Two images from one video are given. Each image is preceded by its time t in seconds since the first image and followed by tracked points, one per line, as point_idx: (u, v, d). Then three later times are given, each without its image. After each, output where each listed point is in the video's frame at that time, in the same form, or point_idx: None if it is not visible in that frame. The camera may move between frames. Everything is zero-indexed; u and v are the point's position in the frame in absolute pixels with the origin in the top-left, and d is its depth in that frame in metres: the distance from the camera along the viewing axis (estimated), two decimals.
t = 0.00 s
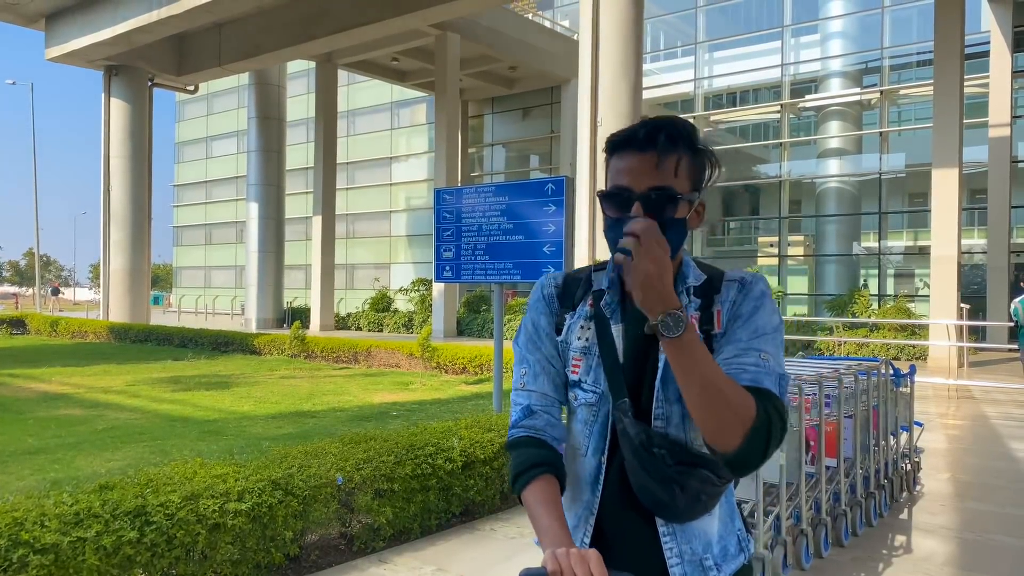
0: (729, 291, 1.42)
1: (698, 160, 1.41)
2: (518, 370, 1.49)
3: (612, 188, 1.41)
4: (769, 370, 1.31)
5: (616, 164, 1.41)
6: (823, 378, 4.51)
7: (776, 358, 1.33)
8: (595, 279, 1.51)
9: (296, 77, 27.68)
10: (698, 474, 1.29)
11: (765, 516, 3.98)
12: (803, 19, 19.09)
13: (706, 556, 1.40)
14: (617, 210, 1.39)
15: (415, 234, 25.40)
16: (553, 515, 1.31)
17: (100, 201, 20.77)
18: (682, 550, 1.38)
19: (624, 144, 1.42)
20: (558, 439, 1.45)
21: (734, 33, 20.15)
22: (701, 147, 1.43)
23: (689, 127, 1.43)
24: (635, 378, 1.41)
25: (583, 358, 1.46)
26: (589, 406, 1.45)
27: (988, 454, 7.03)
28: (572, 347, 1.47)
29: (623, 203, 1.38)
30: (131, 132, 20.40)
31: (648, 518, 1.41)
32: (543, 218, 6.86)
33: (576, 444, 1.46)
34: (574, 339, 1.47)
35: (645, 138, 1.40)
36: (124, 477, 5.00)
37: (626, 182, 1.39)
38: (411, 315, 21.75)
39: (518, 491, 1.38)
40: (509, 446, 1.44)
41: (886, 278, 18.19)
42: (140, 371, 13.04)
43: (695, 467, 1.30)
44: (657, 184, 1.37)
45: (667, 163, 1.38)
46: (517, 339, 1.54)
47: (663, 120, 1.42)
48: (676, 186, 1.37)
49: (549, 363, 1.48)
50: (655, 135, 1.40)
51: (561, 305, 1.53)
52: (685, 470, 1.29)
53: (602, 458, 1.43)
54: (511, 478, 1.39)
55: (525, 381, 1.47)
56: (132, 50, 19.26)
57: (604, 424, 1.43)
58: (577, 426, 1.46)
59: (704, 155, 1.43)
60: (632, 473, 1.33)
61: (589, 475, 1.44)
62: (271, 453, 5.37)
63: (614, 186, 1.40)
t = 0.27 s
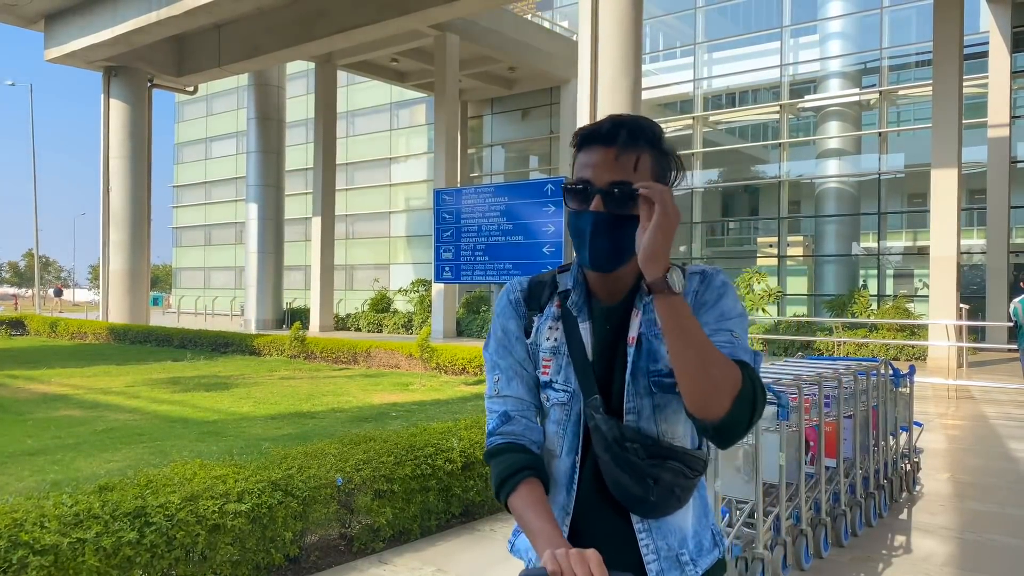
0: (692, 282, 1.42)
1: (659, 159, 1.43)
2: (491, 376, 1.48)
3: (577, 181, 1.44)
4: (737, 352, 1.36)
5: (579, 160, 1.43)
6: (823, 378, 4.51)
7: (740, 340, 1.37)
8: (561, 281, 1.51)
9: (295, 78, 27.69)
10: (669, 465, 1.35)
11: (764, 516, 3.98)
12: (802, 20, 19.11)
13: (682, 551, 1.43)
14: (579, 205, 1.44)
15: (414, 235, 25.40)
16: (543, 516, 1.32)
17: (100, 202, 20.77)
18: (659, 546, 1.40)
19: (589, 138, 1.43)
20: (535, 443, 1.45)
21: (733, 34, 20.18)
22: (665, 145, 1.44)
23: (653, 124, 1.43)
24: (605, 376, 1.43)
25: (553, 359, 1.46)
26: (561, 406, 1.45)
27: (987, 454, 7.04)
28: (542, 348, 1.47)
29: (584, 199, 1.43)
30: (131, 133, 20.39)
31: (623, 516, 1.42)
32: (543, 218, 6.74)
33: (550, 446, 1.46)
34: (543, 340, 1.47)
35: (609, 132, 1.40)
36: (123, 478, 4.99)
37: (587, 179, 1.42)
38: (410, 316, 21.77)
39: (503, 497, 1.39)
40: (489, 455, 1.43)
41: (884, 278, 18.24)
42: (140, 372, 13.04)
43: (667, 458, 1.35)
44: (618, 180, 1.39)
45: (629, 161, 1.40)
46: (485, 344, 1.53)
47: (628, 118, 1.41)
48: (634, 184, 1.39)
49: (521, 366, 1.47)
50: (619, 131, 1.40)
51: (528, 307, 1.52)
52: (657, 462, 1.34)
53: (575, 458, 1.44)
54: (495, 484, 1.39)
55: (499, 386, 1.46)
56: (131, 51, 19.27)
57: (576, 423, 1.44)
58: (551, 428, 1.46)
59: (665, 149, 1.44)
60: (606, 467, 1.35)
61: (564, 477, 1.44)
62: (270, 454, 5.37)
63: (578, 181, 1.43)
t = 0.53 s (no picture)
0: (672, 283, 1.45)
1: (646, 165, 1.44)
2: (476, 384, 1.49)
3: (575, 184, 1.37)
4: (717, 355, 1.37)
5: (579, 158, 1.37)
6: (823, 379, 4.51)
7: (719, 339, 1.38)
8: (541, 285, 1.51)
9: (294, 78, 27.69)
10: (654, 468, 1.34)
11: (764, 516, 3.98)
12: (802, 20, 19.12)
13: (668, 550, 1.44)
14: (585, 205, 1.36)
15: (414, 235, 25.42)
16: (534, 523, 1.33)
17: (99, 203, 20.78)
18: (645, 546, 1.41)
19: (588, 139, 1.38)
20: (522, 448, 1.46)
21: (732, 33, 20.18)
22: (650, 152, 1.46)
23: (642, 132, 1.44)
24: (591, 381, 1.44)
25: (537, 365, 1.45)
26: (547, 411, 1.45)
27: (987, 454, 7.04)
28: (525, 354, 1.47)
29: (593, 197, 1.36)
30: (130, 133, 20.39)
31: (610, 518, 1.43)
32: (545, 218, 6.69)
33: (536, 451, 1.46)
34: (526, 346, 1.47)
35: (613, 136, 1.38)
36: (123, 479, 4.99)
37: (594, 176, 1.36)
38: (410, 316, 21.78)
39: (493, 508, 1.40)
40: (476, 465, 1.44)
41: (884, 278, 18.25)
42: (140, 373, 13.06)
43: (652, 460, 1.34)
44: (626, 178, 1.36)
45: (633, 160, 1.37)
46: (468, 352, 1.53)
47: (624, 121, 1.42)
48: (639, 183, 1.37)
49: (505, 373, 1.48)
50: (621, 133, 1.39)
51: (510, 313, 1.51)
52: (643, 465, 1.34)
53: (562, 461, 1.44)
54: (484, 492, 1.40)
55: (485, 394, 1.47)
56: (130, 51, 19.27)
57: (561, 428, 1.44)
58: (536, 433, 1.46)
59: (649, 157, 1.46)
60: (592, 471, 1.35)
61: (551, 482, 1.44)
62: (270, 454, 5.38)
63: (581, 180, 1.37)
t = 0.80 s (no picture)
0: (663, 300, 1.48)
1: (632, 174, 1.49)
2: (466, 402, 1.52)
3: (552, 204, 1.46)
4: (717, 395, 1.41)
5: (560, 173, 1.44)
6: (823, 378, 4.52)
7: (718, 372, 1.43)
8: (526, 300, 1.52)
9: (294, 78, 27.69)
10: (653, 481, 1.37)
11: (764, 515, 3.99)
12: (802, 20, 19.11)
13: (661, 552, 1.46)
14: (557, 221, 1.46)
15: (414, 235, 25.42)
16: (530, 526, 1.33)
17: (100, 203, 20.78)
18: (640, 550, 1.42)
19: (564, 153, 1.44)
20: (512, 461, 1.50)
21: (732, 33, 20.19)
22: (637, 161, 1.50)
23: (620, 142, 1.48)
24: (579, 398, 1.47)
25: (525, 383, 1.48)
26: (536, 427, 1.47)
27: (987, 454, 7.04)
28: (513, 372, 1.49)
29: (568, 215, 1.45)
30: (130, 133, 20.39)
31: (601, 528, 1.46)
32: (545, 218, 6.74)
33: (528, 466, 1.49)
34: (513, 364, 1.49)
35: (589, 148, 1.43)
36: (123, 479, 4.98)
37: (569, 192, 1.44)
38: (410, 316, 21.79)
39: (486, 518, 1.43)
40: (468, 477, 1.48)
41: (884, 278, 18.24)
42: (140, 372, 13.06)
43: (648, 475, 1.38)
44: (601, 195, 1.44)
45: (611, 176, 1.43)
46: (456, 366, 1.57)
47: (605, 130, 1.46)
48: (615, 199, 1.46)
49: (494, 390, 1.50)
50: (599, 146, 1.44)
51: (495, 329, 1.53)
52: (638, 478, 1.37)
53: (553, 478, 1.48)
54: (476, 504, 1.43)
55: (474, 412, 1.50)
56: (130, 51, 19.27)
57: (553, 445, 1.47)
58: (527, 449, 1.49)
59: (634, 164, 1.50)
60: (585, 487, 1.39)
61: (542, 496, 1.48)
62: (270, 454, 5.38)
63: (557, 196, 1.45)
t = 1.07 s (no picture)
0: (650, 316, 1.50)
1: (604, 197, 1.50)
2: (453, 426, 1.54)
3: (527, 235, 1.47)
4: (710, 407, 1.46)
5: (532, 203, 1.44)
6: (825, 378, 4.51)
7: (709, 384, 1.47)
8: (510, 323, 1.53)
9: (295, 78, 27.69)
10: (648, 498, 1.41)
11: (765, 515, 3.99)
12: (803, 19, 19.09)
13: (654, 555, 1.52)
14: (535, 251, 1.47)
15: (415, 235, 25.42)
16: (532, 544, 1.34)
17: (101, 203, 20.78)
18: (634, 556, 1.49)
19: (534, 182, 1.45)
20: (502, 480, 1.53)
21: (733, 33, 20.18)
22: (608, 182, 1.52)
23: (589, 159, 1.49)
24: (568, 418, 1.50)
25: (514, 409, 1.50)
26: (527, 452, 1.50)
27: (988, 454, 7.04)
28: (501, 398, 1.51)
29: (546, 243, 1.46)
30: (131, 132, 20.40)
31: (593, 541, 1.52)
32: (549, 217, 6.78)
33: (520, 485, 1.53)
34: (501, 390, 1.50)
35: (561, 175, 1.44)
36: (124, 479, 4.98)
37: (544, 223, 1.45)
38: (411, 316, 21.79)
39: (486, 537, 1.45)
40: (461, 499, 1.49)
41: (885, 278, 18.22)
42: (142, 372, 13.06)
43: (643, 489, 1.42)
44: (576, 220, 1.45)
45: (584, 201, 1.44)
46: (443, 389, 1.58)
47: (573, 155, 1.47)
48: (591, 222, 1.47)
49: (483, 413, 1.53)
50: (568, 172, 1.45)
51: (480, 352, 1.54)
52: (632, 494, 1.40)
53: (545, 497, 1.52)
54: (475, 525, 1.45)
55: (463, 435, 1.51)
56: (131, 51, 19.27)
57: (544, 466, 1.50)
58: (518, 470, 1.52)
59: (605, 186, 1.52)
60: (579, 506, 1.42)
61: (535, 512, 1.54)
62: (271, 454, 5.37)
63: (532, 226, 1.46)
